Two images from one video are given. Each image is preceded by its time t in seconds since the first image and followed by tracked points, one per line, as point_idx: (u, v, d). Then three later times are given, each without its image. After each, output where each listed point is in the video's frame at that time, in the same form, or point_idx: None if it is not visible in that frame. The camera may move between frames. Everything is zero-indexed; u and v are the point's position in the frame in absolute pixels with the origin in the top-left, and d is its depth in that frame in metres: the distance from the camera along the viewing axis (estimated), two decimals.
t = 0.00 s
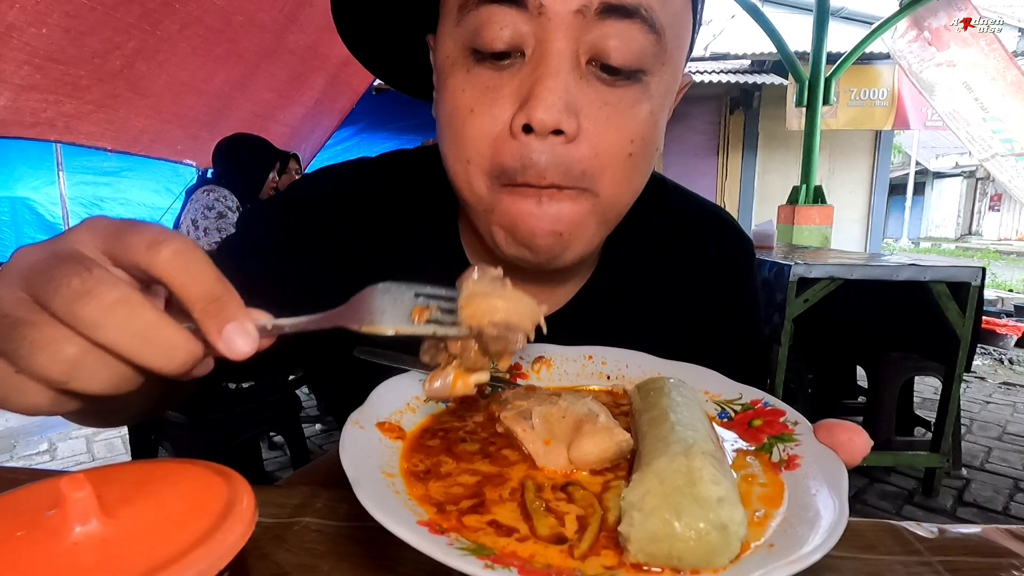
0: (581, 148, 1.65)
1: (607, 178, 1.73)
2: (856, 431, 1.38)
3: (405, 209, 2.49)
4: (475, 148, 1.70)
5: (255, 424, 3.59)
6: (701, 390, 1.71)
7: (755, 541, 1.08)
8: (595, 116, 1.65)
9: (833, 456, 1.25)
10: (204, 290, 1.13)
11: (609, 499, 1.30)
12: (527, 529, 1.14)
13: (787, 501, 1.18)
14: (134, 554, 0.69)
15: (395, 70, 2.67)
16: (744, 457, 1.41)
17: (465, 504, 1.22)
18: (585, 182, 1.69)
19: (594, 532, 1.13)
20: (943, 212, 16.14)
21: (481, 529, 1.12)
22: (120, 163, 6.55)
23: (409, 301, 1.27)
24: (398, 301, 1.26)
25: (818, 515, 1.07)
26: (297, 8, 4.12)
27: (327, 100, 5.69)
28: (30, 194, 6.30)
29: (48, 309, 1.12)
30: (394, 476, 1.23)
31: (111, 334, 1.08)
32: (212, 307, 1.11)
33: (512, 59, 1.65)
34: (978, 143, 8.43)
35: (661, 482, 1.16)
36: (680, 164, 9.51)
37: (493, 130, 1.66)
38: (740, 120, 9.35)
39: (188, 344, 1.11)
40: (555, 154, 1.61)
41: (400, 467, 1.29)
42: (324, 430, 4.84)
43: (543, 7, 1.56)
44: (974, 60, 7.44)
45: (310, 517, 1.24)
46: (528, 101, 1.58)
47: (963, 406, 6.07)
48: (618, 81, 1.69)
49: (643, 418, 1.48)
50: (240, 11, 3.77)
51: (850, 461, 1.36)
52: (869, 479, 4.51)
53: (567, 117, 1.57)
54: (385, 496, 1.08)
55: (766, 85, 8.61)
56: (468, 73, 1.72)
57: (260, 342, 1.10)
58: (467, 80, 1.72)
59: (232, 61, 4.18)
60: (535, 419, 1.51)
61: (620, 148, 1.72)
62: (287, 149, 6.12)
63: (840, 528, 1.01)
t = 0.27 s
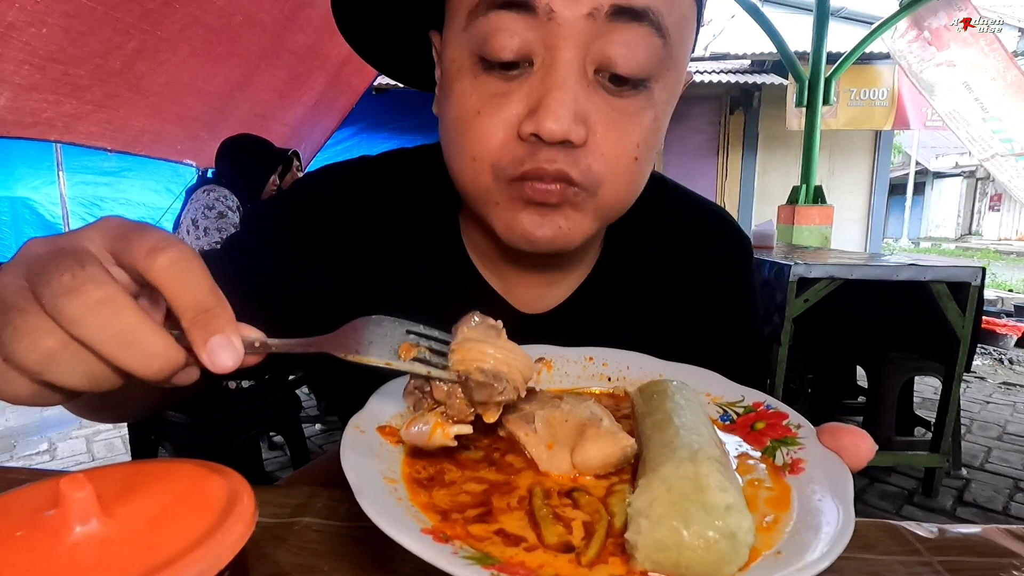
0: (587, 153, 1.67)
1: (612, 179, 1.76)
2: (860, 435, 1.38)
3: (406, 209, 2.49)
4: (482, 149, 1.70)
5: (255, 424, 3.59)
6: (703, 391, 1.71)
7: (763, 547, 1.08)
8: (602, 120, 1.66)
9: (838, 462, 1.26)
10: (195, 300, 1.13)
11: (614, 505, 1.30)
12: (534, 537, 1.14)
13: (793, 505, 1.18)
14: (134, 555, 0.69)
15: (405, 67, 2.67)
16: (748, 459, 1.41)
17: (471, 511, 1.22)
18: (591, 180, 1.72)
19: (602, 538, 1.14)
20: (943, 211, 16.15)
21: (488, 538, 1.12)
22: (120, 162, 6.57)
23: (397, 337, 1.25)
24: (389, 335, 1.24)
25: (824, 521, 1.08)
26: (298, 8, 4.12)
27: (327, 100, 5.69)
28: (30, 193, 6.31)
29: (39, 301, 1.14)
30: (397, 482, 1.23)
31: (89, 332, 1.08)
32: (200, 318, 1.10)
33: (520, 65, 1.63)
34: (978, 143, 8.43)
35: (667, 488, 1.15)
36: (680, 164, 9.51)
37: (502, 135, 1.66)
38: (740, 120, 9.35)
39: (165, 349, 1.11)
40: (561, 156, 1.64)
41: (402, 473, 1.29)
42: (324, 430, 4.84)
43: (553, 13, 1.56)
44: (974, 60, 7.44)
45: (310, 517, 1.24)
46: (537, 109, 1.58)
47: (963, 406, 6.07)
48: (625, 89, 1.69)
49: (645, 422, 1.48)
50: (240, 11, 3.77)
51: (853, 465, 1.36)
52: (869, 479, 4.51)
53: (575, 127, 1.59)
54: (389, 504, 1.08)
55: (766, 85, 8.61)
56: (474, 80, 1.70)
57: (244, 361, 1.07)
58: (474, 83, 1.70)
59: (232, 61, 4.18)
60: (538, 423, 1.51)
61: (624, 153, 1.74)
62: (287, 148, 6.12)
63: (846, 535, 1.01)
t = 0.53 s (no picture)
0: (593, 149, 1.67)
1: (617, 178, 1.76)
2: (861, 435, 1.38)
3: (406, 210, 2.49)
4: (496, 150, 1.68)
5: (255, 424, 3.59)
6: (703, 391, 1.71)
7: (763, 545, 1.07)
8: (610, 115, 1.66)
9: (838, 462, 1.26)
10: (190, 295, 1.14)
11: (615, 504, 1.30)
12: (535, 536, 1.14)
13: (794, 504, 1.18)
14: (134, 556, 0.69)
15: (400, 70, 2.67)
16: (748, 458, 1.41)
17: (472, 510, 1.22)
18: (597, 185, 1.73)
19: (603, 536, 1.15)
20: (944, 212, 16.16)
21: (488, 537, 1.12)
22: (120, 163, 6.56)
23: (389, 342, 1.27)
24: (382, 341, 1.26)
25: (824, 520, 1.08)
26: (298, 8, 4.12)
27: (327, 100, 5.69)
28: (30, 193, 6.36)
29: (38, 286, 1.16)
30: (397, 481, 1.23)
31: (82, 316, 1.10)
32: (194, 311, 1.12)
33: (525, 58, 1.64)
34: (978, 143, 8.44)
35: (668, 487, 1.16)
36: (680, 164, 9.51)
37: (511, 133, 1.65)
38: (740, 120, 9.35)
39: (156, 338, 1.12)
40: (571, 157, 1.64)
41: (403, 472, 1.29)
42: (324, 430, 4.84)
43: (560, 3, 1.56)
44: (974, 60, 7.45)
45: (310, 517, 1.24)
46: (546, 102, 1.58)
47: (963, 406, 6.07)
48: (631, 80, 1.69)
49: (646, 421, 1.48)
50: (240, 11, 3.77)
51: (853, 465, 1.37)
52: (869, 479, 4.50)
53: (584, 120, 1.59)
54: (390, 503, 1.08)
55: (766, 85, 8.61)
56: (482, 77, 1.69)
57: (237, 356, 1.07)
58: (481, 81, 1.69)
59: (232, 61, 4.18)
60: (539, 422, 1.51)
61: (629, 148, 1.74)
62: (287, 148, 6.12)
63: (846, 534, 1.01)
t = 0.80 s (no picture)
0: (591, 149, 1.67)
1: (623, 173, 1.76)
2: (862, 437, 1.38)
3: (406, 210, 2.49)
4: (490, 151, 1.68)
5: (255, 424, 3.59)
6: (704, 392, 1.71)
7: (765, 548, 1.07)
8: (607, 115, 1.66)
9: (839, 462, 1.26)
10: (198, 289, 1.18)
11: (616, 507, 1.30)
12: (536, 540, 1.14)
13: (795, 506, 1.18)
14: (133, 556, 0.69)
15: (396, 72, 2.67)
16: (749, 459, 1.41)
17: (473, 514, 1.22)
18: (602, 180, 1.73)
19: (603, 540, 1.14)
20: (944, 211, 16.17)
21: (489, 541, 1.12)
22: (120, 163, 6.55)
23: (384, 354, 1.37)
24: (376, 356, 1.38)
25: (827, 522, 1.08)
26: (297, 8, 4.12)
27: (327, 100, 5.69)
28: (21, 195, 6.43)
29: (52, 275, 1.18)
30: (397, 484, 1.23)
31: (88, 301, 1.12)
32: (201, 305, 1.15)
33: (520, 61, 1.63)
34: (978, 143, 8.44)
35: (669, 490, 1.15)
36: (680, 164, 9.51)
37: (508, 135, 1.65)
38: (740, 120, 9.35)
39: (160, 329, 1.15)
40: (572, 156, 1.64)
41: (402, 475, 1.29)
42: (324, 430, 4.84)
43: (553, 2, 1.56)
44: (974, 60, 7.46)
45: (309, 517, 1.24)
46: (544, 105, 1.58)
47: (963, 406, 6.07)
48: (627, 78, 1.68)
49: (646, 423, 1.48)
50: (240, 11, 3.77)
51: (854, 466, 1.37)
52: (869, 479, 4.50)
53: (583, 121, 1.59)
54: (390, 506, 1.08)
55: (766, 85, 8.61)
56: (477, 80, 1.69)
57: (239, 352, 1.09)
58: (476, 84, 1.69)
59: (232, 61, 4.18)
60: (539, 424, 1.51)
61: (630, 144, 1.73)
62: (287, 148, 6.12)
63: (848, 536, 1.01)
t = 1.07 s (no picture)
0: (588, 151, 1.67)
1: (614, 182, 1.77)
2: (858, 440, 1.37)
3: (404, 212, 2.49)
4: (492, 162, 1.69)
5: (255, 424, 3.59)
6: (701, 395, 1.71)
7: (757, 554, 1.08)
8: (599, 119, 1.66)
9: (834, 466, 1.26)
10: (250, 311, 1.18)
11: (612, 511, 1.30)
12: (529, 546, 1.15)
13: (789, 512, 1.18)
14: (133, 556, 0.69)
15: (390, 80, 2.68)
16: (745, 463, 1.41)
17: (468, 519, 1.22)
18: (599, 183, 1.73)
19: (596, 546, 1.15)
20: (944, 211, 16.17)
21: (482, 549, 1.12)
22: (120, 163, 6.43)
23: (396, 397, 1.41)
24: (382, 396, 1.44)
25: (820, 528, 1.08)
26: (297, 8, 4.12)
27: (327, 100, 5.70)
28: (30, 193, 6.70)
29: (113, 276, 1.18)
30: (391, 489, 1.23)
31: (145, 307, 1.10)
32: (250, 328, 1.15)
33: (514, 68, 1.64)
34: (978, 143, 8.43)
35: (663, 497, 1.16)
36: (679, 164, 9.51)
37: (506, 145, 1.65)
38: (740, 120, 9.36)
39: (206, 345, 1.12)
40: (567, 160, 1.64)
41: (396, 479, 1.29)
42: (324, 430, 4.84)
43: (546, 7, 1.57)
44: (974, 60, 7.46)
45: (309, 517, 1.24)
46: (540, 113, 1.59)
47: (963, 406, 6.07)
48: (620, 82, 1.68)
49: (642, 427, 1.48)
50: (240, 11, 3.77)
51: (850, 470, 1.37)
52: (869, 479, 4.50)
53: (578, 126, 1.59)
54: (383, 512, 1.08)
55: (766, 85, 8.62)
56: (473, 88, 1.69)
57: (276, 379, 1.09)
58: (473, 92, 1.69)
59: (232, 61, 4.18)
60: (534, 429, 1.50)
61: (624, 148, 1.74)
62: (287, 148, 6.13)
63: (840, 543, 1.01)
